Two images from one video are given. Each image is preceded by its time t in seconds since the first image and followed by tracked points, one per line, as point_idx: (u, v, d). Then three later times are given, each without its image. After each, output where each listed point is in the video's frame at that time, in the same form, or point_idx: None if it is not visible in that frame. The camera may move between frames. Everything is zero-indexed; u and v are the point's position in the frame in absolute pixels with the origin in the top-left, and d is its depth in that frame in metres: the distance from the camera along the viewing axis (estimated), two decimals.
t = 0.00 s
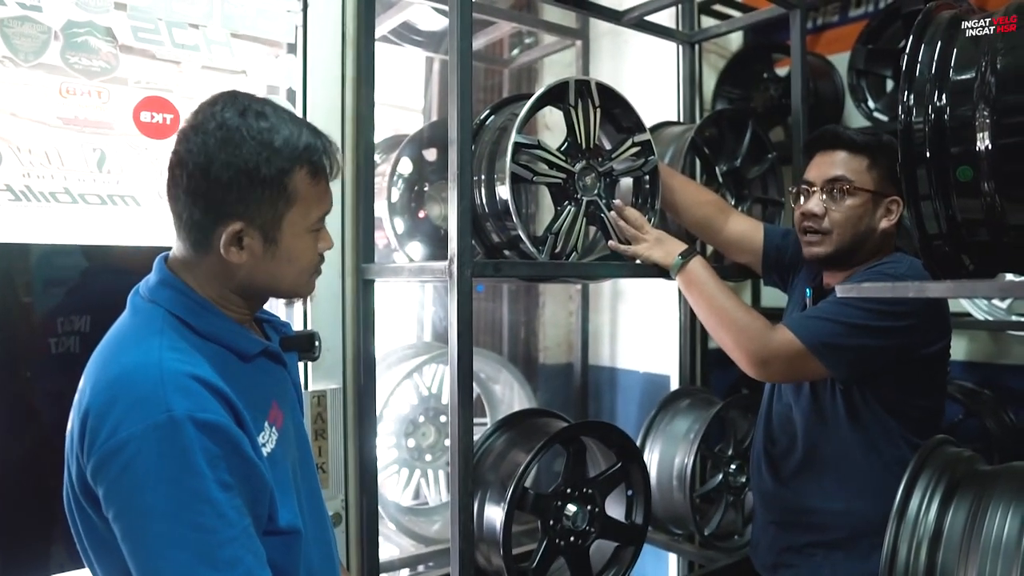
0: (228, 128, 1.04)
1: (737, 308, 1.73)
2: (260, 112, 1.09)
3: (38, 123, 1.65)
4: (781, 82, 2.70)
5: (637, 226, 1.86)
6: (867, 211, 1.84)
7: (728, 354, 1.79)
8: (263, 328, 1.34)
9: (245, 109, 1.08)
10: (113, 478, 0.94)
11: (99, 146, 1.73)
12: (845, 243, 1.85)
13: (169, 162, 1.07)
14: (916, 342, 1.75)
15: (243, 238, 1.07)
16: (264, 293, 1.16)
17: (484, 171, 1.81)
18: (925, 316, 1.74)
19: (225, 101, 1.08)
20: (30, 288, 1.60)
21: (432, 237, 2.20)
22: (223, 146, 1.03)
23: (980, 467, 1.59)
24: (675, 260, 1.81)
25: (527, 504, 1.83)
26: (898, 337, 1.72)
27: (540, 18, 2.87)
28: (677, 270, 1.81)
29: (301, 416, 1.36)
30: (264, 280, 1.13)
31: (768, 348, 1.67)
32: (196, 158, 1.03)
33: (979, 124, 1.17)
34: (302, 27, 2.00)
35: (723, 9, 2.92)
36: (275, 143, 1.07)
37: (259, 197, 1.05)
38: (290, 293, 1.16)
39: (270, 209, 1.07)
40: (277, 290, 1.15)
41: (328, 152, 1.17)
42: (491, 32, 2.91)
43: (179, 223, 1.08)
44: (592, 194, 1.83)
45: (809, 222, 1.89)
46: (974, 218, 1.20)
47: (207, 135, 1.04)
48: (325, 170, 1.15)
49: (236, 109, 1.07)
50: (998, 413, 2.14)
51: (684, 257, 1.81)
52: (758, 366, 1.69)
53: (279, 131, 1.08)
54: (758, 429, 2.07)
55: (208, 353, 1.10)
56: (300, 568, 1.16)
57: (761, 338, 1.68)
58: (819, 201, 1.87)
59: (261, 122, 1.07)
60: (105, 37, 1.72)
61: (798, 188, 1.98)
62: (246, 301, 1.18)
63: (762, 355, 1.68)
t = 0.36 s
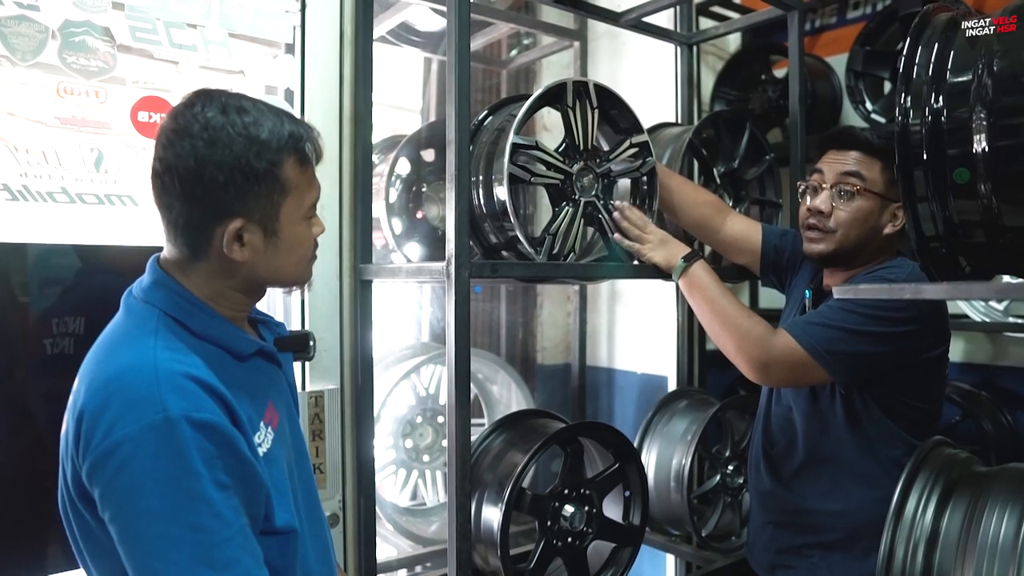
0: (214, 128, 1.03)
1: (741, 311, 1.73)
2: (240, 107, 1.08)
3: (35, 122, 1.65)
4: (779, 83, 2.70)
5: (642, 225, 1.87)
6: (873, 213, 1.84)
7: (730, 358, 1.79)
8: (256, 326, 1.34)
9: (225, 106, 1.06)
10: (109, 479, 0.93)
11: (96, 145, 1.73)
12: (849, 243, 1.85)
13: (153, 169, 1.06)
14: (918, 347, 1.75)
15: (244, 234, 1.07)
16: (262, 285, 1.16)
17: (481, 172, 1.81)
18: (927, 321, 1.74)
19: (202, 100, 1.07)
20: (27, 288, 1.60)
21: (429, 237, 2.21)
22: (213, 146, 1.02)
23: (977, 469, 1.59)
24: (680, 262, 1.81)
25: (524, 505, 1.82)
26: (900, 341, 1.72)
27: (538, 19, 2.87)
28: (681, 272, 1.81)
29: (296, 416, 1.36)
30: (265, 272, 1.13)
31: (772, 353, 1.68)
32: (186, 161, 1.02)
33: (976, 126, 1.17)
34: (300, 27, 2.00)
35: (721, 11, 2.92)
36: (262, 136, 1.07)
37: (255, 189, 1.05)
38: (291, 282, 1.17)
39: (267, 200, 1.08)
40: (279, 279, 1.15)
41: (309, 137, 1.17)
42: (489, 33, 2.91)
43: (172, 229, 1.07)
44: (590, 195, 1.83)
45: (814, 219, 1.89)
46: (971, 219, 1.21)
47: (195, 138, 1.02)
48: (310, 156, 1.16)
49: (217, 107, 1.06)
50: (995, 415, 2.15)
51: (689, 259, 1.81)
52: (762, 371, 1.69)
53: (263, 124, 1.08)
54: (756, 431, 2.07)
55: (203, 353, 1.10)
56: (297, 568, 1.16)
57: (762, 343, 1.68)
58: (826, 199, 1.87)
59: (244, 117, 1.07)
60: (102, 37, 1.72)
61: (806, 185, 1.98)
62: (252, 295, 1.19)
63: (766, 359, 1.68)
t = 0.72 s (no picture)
0: (210, 128, 1.03)
1: (741, 311, 1.73)
2: (234, 105, 1.07)
3: (35, 122, 1.64)
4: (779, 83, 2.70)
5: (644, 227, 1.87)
6: (878, 210, 1.84)
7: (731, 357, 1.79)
8: (254, 325, 1.33)
9: (219, 105, 1.06)
10: (110, 480, 0.93)
11: (96, 146, 1.72)
12: (858, 241, 1.84)
13: (147, 173, 1.05)
14: (920, 347, 1.75)
15: (245, 232, 1.07)
16: (262, 282, 1.16)
17: (482, 171, 1.81)
18: (929, 321, 1.74)
19: (195, 100, 1.06)
20: (27, 288, 1.59)
21: (429, 237, 2.21)
22: (210, 144, 1.02)
23: (978, 468, 1.59)
24: (681, 262, 1.81)
25: (524, 505, 1.82)
26: (901, 341, 1.72)
27: (537, 18, 2.87)
28: (682, 272, 1.81)
29: (296, 417, 1.36)
30: (266, 270, 1.13)
31: (773, 353, 1.68)
32: (184, 161, 1.01)
33: (977, 125, 1.17)
34: (299, 27, 2.00)
35: (721, 10, 2.92)
36: (257, 133, 1.07)
37: (251, 184, 1.05)
38: (291, 278, 1.18)
39: (266, 196, 1.08)
40: (280, 275, 1.16)
41: (302, 133, 1.18)
42: (489, 33, 2.90)
43: (169, 230, 1.06)
44: (590, 194, 1.83)
45: (821, 219, 1.87)
46: (972, 219, 1.21)
47: (191, 138, 1.02)
48: (304, 152, 1.17)
49: (211, 106, 1.05)
50: (995, 414, 2.15)
51: (690, 259, 1.81)
52: (762, 371, 1.69)
53: (258, 121, 1.08)
54: (758, 432, 2.06)
55: (204, 353, 1.10)
56: (298, 569, 1.16)
57: (764, 343, 1.68)
58: (831, 199, 1.86)
59: (238, 115, 1.06)
60: (102, 37, 1.72)
61: (806, 186, 1.97)
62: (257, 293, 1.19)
63: (767, 359, 1.68)
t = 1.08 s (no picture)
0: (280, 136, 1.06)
1: (746, 308, 1.73)
2: (307, 129, 1.12)
3: (39, 120, 1.65)
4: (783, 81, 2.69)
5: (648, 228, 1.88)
6: (866, 220, 1.84)
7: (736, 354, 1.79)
8: (248, 321, 1.32)
9: (295, 123, 1.10)
10: (97, 478, 0.93)
11: (101, 143, 1.72)
12: (854, 258, 1.85)
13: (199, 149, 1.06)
14: (926, 346, 1.74)
15: (264, 244, 1.07)
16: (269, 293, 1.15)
17: (486, 169, 1.80)
18: (934, 320, 1.74)
19: (266, 112, 1.09)
20: (31, 285, 1.61)
21: (433, 234, 2.21)
22: (262, 150, 1.04)
23: (983, 467, 1.59)
24: (685, 260, 1.81)
25: (529, 503, 1.83)
26: (905, 340, 1.71)
27: (541, 16, 2.87)
28: (686, 271, 1.81)
29: (294, 409, 1.35)
30: (270, 282, 1.12)
31: (778, 349, 1.67)
32: (236, 160, 1.03)
33: (984, 122, 1.16)
34: (304, 25, 2.01)
35: (725, 8, 2.92)
36: (320, 159, 1.10)
37: (284, 197, 1.05)
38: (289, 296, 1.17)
39: (302, 220, 1.09)
40: (277, 291, 1.15)
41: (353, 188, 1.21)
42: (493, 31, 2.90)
43: (190, 210, 1.06)
44: (594, 192, 1.83)
45: (811, 246, 1.88)
46: (978, 216, 1.20)
47: (262, 139, 1.05)
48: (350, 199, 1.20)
49: (288, 122, 1.09)
50: (1000, 413, 2.14)
51: (693, 257, 1.82)
52: (769, 367, 1.69)
53: (324, 152, 1.12)
54: (763, 431, 2.06)
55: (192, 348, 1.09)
56: (296, 561, 1.16)
57: (771, 339, 1.68)
58: (816, 225, 1.86)
59: (310, 138, 1.10)
60: (107, 35, 1.72)
61: (790, 208, 1.97)
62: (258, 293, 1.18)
63: (773, 355, 1.67)
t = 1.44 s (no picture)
0: (282, 138, 1.06)
1: (744, 309, 1.73)
2: (308, 125, 1.11)
3: (41, 119, 1.65)
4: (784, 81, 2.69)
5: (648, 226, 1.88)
6: (865, 218, 1.83)
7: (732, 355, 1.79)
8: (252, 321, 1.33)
9: (296, 121, 1.10)
10: (107, 471, 0.93)
11: (102, 142, 1.72)
12: (846, 253, 1.84)
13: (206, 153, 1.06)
14: (926, 346, 1.74)
15: (279, 242, 1.07)
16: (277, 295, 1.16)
17: (487, 169, 1.80)
18: (933, 320, 1.74)
19: (272, 110, 1.09)
20: (32, 284, 1.60)
21: (433, 234, 2.21)
22: (266, 151, 1.04)
23: (984, 468, 1.59)
24: (685, 260, 1.81)
25: (529, 502, 1.82)
26: (905, 340, 1.71)
27: (542, 15, 2.87)
28: (686, 270, 1.81)
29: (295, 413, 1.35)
30: (281, 280, 1.12)
31: (773, 351, 1.67)
32: (237, 163, 1.03)
33: (985, 123, 1.16)
34: (305, 24, 2.01)
35: (726, 7, 2.91)
36: (324, 155, 1.10)
37: (282, 197, 1.05)
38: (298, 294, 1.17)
39: (314, 217, 1.10)
40: (285, 292, 1.15)
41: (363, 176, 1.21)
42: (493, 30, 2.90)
43: (198, 220, 1.07)
44: (595, 192, 1.82)
45: (807, 234, 1.89)
46: (979, 216, 1.20)
47: (267, 141, 1.05)
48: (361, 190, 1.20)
49: (290, 120, 1.09)
50: (1001, 414, 2.14)
51: (693, 257, 1.81)
52: (762, 369, 1.69)
53: (328, 146, 1.12)
54: (763, 432, 2.06)
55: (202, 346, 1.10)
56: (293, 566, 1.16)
57: (767, 342, 1.68)
58: (815, 213, 1.86)
59: (311, 135, 1.10)
60: (108, 34, 1.72)
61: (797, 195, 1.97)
62: (257, 298, 1.18)
63: (767, 358, 1.68)
